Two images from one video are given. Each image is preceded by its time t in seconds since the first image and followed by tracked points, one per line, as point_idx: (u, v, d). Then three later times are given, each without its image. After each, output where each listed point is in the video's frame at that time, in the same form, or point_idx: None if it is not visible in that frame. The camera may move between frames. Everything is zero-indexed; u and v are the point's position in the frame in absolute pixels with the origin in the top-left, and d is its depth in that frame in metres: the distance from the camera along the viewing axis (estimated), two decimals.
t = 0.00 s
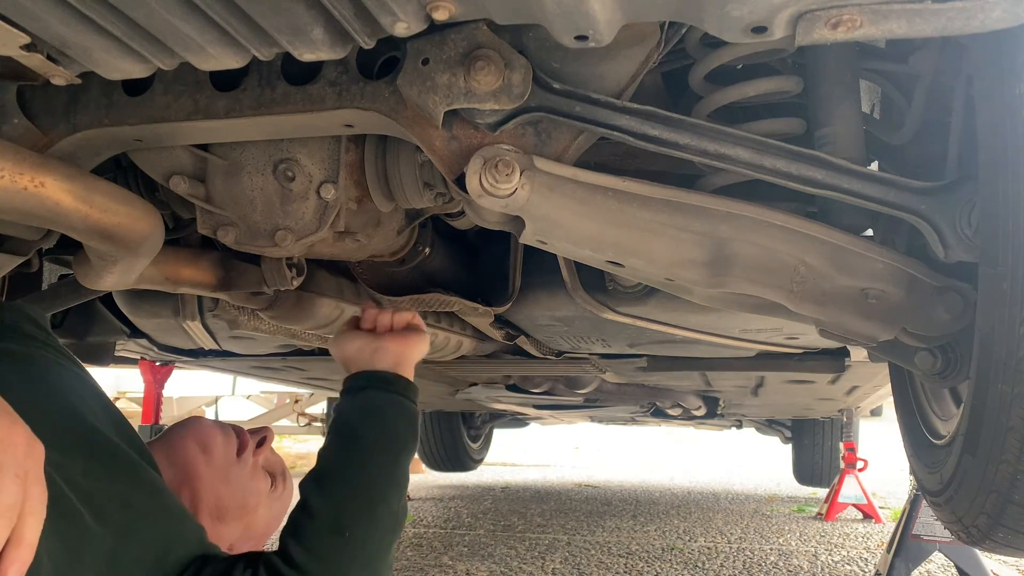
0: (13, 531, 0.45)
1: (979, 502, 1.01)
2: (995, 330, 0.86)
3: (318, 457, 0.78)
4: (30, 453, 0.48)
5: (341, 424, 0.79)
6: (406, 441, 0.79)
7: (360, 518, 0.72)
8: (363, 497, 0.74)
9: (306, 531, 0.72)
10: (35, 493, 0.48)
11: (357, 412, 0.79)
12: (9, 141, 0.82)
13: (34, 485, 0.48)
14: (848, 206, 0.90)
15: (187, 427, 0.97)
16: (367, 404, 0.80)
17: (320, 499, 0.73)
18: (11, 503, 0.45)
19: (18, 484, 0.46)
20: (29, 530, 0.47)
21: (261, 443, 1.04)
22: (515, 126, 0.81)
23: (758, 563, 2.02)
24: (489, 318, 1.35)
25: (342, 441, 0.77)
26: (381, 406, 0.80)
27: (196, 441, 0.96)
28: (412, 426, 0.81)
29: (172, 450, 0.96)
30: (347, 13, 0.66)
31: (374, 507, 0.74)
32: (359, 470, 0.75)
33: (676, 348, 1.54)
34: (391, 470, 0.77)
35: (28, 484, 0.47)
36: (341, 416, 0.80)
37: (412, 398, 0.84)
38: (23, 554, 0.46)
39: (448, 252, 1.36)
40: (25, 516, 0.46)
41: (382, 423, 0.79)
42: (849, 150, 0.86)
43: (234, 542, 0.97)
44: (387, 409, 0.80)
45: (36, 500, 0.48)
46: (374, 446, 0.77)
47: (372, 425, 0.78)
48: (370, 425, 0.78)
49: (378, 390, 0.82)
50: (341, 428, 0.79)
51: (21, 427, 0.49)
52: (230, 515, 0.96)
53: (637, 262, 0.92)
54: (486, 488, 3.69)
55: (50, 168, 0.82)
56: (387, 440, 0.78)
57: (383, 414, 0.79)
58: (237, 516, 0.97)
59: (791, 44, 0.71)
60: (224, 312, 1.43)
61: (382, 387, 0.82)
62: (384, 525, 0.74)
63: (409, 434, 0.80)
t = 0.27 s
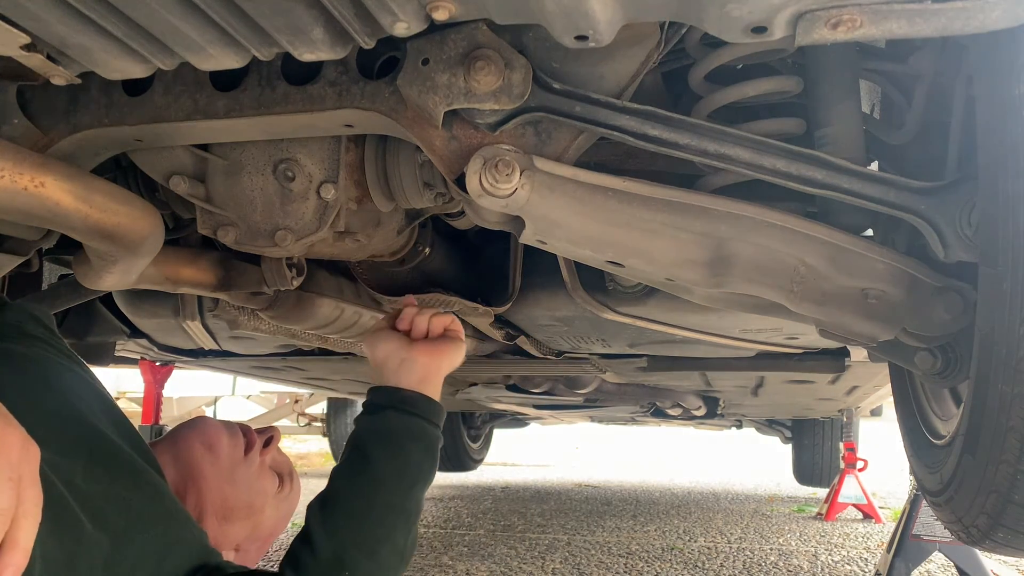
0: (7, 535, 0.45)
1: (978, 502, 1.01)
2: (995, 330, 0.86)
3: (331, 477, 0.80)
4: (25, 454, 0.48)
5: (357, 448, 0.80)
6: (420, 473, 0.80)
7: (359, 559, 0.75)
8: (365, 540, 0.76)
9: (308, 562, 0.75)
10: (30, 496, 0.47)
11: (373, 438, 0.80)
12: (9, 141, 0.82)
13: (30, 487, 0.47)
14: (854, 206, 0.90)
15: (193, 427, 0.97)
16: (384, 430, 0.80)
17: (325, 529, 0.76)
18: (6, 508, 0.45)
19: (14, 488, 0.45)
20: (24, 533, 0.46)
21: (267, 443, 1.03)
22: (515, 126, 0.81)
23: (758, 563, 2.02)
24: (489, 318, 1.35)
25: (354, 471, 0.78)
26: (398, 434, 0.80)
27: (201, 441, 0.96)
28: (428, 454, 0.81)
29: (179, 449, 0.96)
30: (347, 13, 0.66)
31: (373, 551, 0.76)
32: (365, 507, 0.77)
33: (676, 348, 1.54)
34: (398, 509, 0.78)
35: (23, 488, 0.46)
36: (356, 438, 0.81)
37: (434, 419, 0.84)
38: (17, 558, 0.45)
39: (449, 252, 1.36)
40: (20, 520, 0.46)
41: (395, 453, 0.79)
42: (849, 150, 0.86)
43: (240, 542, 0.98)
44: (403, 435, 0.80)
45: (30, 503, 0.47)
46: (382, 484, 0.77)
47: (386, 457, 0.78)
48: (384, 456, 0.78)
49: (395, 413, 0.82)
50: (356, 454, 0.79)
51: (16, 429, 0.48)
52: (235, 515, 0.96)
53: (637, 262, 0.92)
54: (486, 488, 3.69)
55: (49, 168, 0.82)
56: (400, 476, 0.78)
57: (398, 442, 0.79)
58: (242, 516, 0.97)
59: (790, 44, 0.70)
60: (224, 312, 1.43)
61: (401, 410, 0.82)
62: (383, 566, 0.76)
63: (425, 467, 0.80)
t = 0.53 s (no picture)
0: (14, 533, 0.44)
1: (979, 502, 1.01)
2: (995, 330, 0.86)
3: (348, 489, 0.80)
4: (26, 455, 0.47)
5: (377, 463, 0.80)
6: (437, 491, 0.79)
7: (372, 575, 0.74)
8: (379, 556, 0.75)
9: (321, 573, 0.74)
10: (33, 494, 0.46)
11: (393, 453, 0.80)
12: (9, 141, 0.82)
13: (32, 486, 0.46)
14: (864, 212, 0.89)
15: (190, 428, 0.98)
16: (404, 447, 0.80)
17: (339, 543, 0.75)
18: (10, 505, 0.44)
19: (16, 485, 0.45)
20: (30, 531, 0.45)
21: (264, 444, 1.04)
22: (515, 125, 0.81)
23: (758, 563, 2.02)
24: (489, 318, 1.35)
25: (373, 485, 0.78)
26: (417, 449, 0.80)
27: (199, 440, 0.96)
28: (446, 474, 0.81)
29: (176, 449, 0.96)
30: (347, 13, 0.66)
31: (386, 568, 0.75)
32: (383, 523, 0.76)
33: (676, 348, 1.54)
34: (414, 527, 0.77)
35: (26, 486, 0.46)
36: (377, 452, 0.81)
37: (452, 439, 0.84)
38: (26, 556, 0.44)
39: (448, 252, 1.36)
40: (25, 517, 0.45)
41: (413, 468, 0.78)
42: (849, 151, 0.87)
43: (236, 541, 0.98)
44: (422, 451, 0.80)
45: (34, 502, 0.46)
46: (400, 499, 0.77)
47: (404, 472, 0.78)
48: (405, 471, 0.78)
49: (416, 430, 0.82)
50: (375, 469, 0.79)
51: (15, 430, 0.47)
52: (233, 515, 0.96)
53: (637, 262, 0.92)
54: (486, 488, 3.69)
55: (49, 168, 0.82)
56: (417, 491, 0.78)
57: (416, 458, 0.79)
58: (240, 516, 0.97)
59: (790, 45, 0.70)
60: (224, 312, 1.43)
61: (420, 426, 0.82)
62: None
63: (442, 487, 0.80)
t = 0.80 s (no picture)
0: (10, 537, 0.44)
1: (978, 502, 1.01)
2: (995, 330, 0.86)
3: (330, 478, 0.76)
4: (21, 457, 0.47)
5: (362, 445, 0.77)
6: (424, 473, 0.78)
7: (369, 556, 0.71)
8: (376, 538, 0.72)
9: (329, 528, 0.72)
10: (29, 497, 0.46)
11: (379, 432, 0.78)
12: (9, 141, 0.82)
13: (28, 488, 0.46)
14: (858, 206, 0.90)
15: (180, 426, 0.98)
16: (388, 425, 0.78)
17: (331, 531, 0.72)
18: (7, 510, 0.44)
19: (12, 489, 0.45)
20: (26, 534, 0.45)
21: (251, 440, 1.04)
22: (515, 125, 0.81)
23: (758, 563, 2.02)
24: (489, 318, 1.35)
25: (360, 464, 0.75)
26: (402, 426, 0.78)
27: (189, 439, 0.96)
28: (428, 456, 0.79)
29: (165, 447, 0.96)
30: (347, 13, 0.66)
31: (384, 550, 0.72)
32: (385, 481, 0.75)
33: (676, 348, 1.54)
34: (406, 508, 0.75)
35: (22, 490, 0.46)
36: (363, 434, 0.78)
37: (433, 413, 0.83)
38: (22, 560, 0.44)
39: (448, 252, 1.36)
40: (21, 521, 0.45)
41: (402, 445, 0.77)
42: (849, 151, 0.86)
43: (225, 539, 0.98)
44: (408, 425, 0.79)
45: (29, 504, 0.46)
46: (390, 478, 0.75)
47: (393, 452, 0.76)
48: (395, 449, 0.76)
49: (401, 404, 0.81)
50: (362, 450, 0.76)
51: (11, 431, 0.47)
52: (221, 513, 0.97)
53: (638, 262, 0.92)
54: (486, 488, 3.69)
55: (49, 168, 0.82)
56: (406, 468, 0.76)
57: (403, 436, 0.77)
58: (228, 513, 0.97)
59: (790, 45, 0.70)
60: (224, 312, 1.43)
61: (403, 399, 0.81)
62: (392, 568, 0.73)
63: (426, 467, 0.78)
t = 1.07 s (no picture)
0: (32, 531, 0.46)
1: (978, 502, 1.01)
2: (995, 330, 0.86)
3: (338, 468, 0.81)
4: (41, 455, 0.49)
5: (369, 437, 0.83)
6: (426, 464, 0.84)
7: (382, 532, 0.75)
8: (388, 514, 0.76)
9: (343, 503, 0.77)
10: (48, 493, 0.48)
11: (385, 424, 0.85)
12: (9, 141, 0.81)
13: (48, 484, 0.48)
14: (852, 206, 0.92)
15: (168, 431, 0.97)
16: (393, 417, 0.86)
17: (344, 510, 0.76)
18: (29, 503, 0.46)
19: (34, 484, 0.47)
20: (46, 529, 0.47)
21: (239, 442, 1.04)
22: (515, 125, 0.81)
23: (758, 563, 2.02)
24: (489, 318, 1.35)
25: (369, 451, 0.81)
26: (406, 419, 0.86)
27: (175, 444, 0.96)
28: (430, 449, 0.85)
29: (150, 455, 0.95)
30: (347, 13, 0.66)
31: (395, 526, 0.76)
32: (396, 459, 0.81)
33: (676, 348, 1.54)
34: (414, 486, 0.80)
35: (43, 485, 0.47)
36: (369, 430, 0.85)
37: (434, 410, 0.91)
38: (43, 553, 0.46)
39: (448, 252, 1.36)
40: (42, 515, 0.47)
41: (406, 434, 0.83)
42: (849, 151, 0.86)
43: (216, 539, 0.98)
44: (410, 418, 0.86)
45: (49, 500, 0.48)
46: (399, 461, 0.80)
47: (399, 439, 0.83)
48: (401, 436, 0.83)
49: (404, 402, 0.89)
50: (370, 440, 0.83)
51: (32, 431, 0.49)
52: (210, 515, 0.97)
53: (638, 262, 0.92)
54: (486, 488, 3.69)
55: (49, 168, 0.82)
56: (412, 454, 0.82)
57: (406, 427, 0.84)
58: (218, 515, 0.98)
59: (790, 44, 0.70)
60: (224, 312, 1.43)
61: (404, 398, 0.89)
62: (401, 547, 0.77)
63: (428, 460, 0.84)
